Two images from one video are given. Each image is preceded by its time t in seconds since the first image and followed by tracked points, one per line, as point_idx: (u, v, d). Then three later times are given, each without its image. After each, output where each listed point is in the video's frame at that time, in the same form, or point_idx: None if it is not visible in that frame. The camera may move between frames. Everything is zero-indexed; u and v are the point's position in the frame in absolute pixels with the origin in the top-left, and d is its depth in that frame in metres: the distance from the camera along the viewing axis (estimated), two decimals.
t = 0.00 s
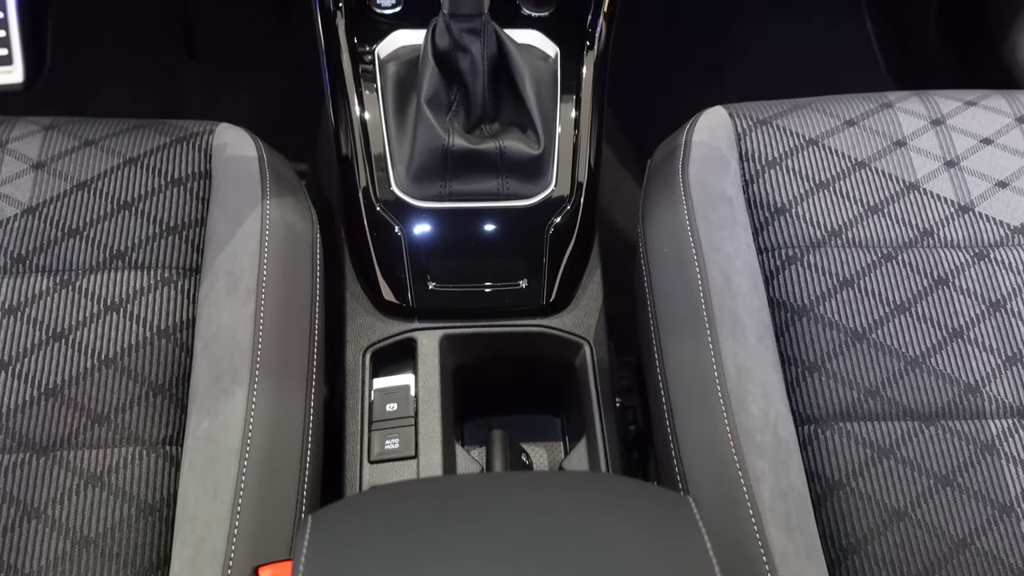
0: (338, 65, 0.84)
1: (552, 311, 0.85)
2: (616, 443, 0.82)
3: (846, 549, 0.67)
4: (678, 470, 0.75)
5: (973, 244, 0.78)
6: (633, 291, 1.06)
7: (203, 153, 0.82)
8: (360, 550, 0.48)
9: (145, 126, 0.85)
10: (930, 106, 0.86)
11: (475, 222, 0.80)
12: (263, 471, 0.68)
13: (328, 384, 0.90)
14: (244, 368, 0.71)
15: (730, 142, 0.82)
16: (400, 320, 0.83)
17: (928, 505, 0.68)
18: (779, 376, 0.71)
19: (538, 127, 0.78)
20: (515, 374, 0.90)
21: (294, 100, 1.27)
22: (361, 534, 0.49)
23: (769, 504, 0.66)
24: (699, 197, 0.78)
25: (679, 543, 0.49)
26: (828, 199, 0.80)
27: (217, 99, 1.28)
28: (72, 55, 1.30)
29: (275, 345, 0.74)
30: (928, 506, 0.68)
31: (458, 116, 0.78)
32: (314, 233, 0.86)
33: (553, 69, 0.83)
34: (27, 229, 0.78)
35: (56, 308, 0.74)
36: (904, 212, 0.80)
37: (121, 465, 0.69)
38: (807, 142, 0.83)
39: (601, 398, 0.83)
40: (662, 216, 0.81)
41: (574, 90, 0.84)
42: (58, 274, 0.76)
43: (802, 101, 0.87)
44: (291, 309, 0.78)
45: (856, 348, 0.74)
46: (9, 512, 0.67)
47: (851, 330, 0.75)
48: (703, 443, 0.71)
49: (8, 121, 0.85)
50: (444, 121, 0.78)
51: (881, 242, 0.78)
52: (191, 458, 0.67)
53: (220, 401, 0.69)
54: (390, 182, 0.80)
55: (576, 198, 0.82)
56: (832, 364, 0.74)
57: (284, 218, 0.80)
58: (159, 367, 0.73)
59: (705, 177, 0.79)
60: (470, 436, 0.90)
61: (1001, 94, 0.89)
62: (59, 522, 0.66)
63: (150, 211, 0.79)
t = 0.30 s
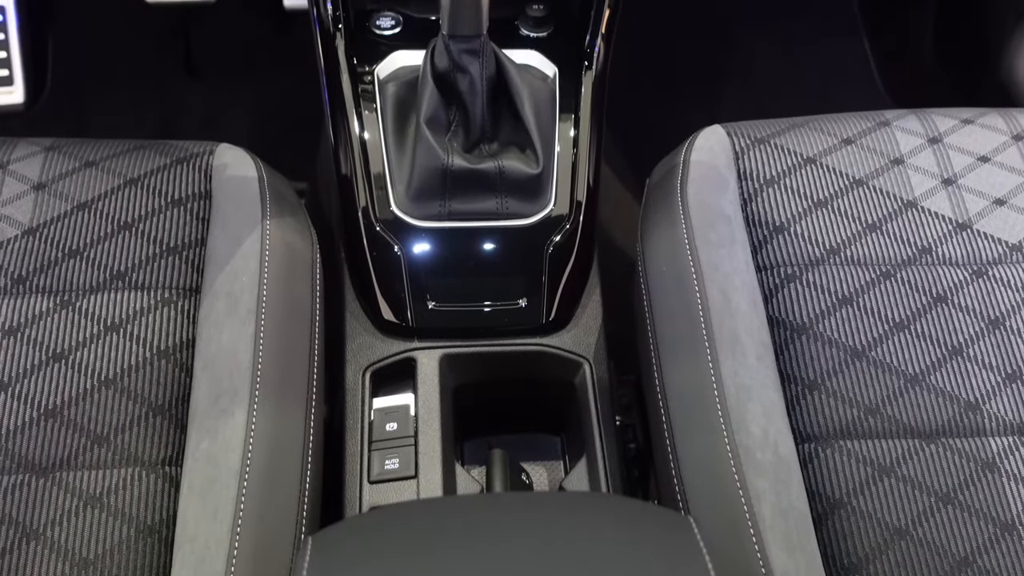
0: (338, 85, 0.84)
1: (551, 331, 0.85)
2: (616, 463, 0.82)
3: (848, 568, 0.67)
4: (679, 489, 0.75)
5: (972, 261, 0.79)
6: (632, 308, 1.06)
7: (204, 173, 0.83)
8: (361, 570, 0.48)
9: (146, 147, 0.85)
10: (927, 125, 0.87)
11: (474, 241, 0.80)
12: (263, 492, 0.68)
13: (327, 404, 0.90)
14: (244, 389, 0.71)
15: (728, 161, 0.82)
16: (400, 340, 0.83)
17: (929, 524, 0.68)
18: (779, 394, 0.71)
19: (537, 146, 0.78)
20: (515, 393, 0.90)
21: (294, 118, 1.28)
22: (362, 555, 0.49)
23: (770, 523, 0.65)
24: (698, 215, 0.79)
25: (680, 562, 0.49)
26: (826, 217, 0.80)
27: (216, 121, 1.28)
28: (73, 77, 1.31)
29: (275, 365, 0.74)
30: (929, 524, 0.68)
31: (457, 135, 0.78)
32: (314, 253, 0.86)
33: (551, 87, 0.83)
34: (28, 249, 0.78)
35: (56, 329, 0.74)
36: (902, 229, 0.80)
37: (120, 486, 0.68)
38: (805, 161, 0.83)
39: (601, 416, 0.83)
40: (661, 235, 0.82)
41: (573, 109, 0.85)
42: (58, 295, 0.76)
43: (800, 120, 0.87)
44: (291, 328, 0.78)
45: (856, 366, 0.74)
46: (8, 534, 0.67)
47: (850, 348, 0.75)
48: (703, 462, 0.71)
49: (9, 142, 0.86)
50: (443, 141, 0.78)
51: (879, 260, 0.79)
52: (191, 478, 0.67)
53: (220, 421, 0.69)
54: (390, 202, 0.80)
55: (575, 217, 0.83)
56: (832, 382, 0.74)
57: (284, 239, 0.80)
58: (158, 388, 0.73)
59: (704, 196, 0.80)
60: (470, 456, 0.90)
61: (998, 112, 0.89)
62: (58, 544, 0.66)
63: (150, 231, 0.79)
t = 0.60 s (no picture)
0: (338, 105, 0.85)
1: (551, 349, 0.85)
2: (617, 482, 0.82)
3: None
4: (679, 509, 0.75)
5: (971, 279, 0.79)
6: (631, 326, 1.06)
7: (204, 194, 0.83)
8: None
9: (146, 168, 0.85)
10: (925, 143, 0.87)
11: (473, 260, 0.80)
12: (263, 513, 0.68)
13: (327, 423, 0.89)
14: (244, 409, 0.71)
15: (726, 179, 0.83)
16: (400, 359, 0.83)
17: (930, 543, 0.68)
18: (779, 413, 0.71)
19: (536, 165, 0.79)
20: (515, 412, 0.89)
21: (294, 137, 1.28)
22: None
23: (770, 542, 0.65)
24: (697, 234, 0.79)
25: None
26: (825, 235, 0.80)
27: (216, 141, 1.29)
28: (73, 97, 1.31)
29: (275, 386, 0.74)
30: (931, 543, 0.68)
31: (457, 155, 0.79)
32: (314, 272, 0.86)
33: (551, 107, 0.84)
34: (29, 270, 0.78)
35: (56, 350, 0.74)
36: (901, 247, 0.80)
37: (119, 508, 0.68)
38: (804, 179, 0.83)
39: (601, 435, 0.83)
40: (659, 254, 0.82)
41: (571, 127, 0.85)
42: (58, 315, 0.76)
43: (798, 138, 0.88)
44: (291, 348, 0.78)
45: (856, 385, 0.74)
46: (6, 557, 0.66)
47: (850, 366, 0.75)
48: (703, 481, 0.71)
49: (10, 163, 0.86)
50: (443, 161, 0.78)
51: (878, 278, 0.79)
52: (190, 500, 0.67)
53: (220, 442, 0.69)
54: (390, 221, 0.81)
55: (574, 235, 0.83)
56: (832, 401, 0.74)
57: (284, 258, 0.81)
58: (159, 410, 0.73)
59: (702, 214, 0.80)
60: (470, 475, 0.90)
61: (995, 130, 0.89)
62: (58, 567, 0.66)
63: (150, 252, 0.79)
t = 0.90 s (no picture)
0: (338, 124, 0.85)
1: (551, 368, 0.85)
2: (618, 501, 0.82)
3: None
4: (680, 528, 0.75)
5: (970, 297, 0.79)
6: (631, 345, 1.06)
7: (205, 214, 0.83)
8: None
9: (147, 188, 0.86)
10: (922, 161, 0.87)
11: (473, 279, 0.80)
12: (263, 533, 0.68)
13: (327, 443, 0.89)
14: (243, 429, 0.71)
15: (725, 198, 0.83)
16: (400, 378, 0.83)
17: (932, 563, 0.68)
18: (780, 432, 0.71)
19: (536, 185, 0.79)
20: (515, 431, 0.89)
21: (294, 156, 1.29)
22: None
23: (771, 562, 0.65)
24: (696, 252, 0.79)
25: None
26: (824, 254, 0.81)
27: (217, 161, 1.29)
28: (74, 117, 1.32)
29: (275, 405, 0.74)
30: (932, 563, 0.67)
31: (456, 174, 0.78)
32: (314, 292, 0.86)
33: (550, 127, 0.84)
34: (30, 290, 0.78)
35: (56, 370, 0.74)
36: (899, 265, 0.80)
37: (118, 528, 0.68)
38: (802, 198, 0.84)
39: (601, 454, 0.83)
40: (658, 272, 0.82)
41: (570, 146, 0.86)
42: (59, 336, 0.76)
43: (796, 157, 0.88)
44: (291, 368, 0.78)
45: (856, 403, 0.74)
46: None
47: (849, 385, 0.75)
48: (703, 500, 0.71)
49: (11, 184, 0.86)
50: (443, 180, 0.78)
51: (878, 296, 0.79)
52: (190, 520, 0.67)
53: (219, 462, 0.69)
54: (390, 240, 0.81)
55: (574, 254, 0.83)
56: (832, 419, 0.73)
57: (284, 278, 0.81)
58: (159, 430, 0.73)
59: (701, 233, 0.80)
60: (471, 495, 0.90)
61: (992, 148, 0.90)
62: None
63: (151, 272, 0.79)
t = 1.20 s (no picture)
0: (338, 144, 0.86)
1: (551, 387, 0.85)
2: (618, 519, 0.81)
3: None
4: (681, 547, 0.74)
5: (969, 314, 0.79)
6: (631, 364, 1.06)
7: (204, 233, 0.83)
8: None
9: (147, 208, 0.86)
10: (921, 179, 0.88)
11: (473, 298, 0.80)
12: (262, 553, 0.68)
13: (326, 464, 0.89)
14: (243, 449, 0.71)
15: (724, 217, 0.83)
16: (399, 398, 0.83)
17: None
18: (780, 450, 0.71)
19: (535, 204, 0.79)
20: (515, 450, 0.89)
21: (295, 175, 1.29)
22: None
23: None
24: (695, 270, 0.80)
25: None
26: (823, 271, 0.81)
27: (217, 180, 1.29)
28: (74, 136, 1.32)
29: (275, 425, 0.74)
30: None
31: (456, 193, 0.79)
32: (314, 311, 0.86)
33: (549, 145, 0.85)
34: (30, 309, 0.78)
35: (56, 390, 0.74)
36: (899, 283, 0.80)
37: (117, 548, 0.68)
38: (800, 216, 0.84)
39: (601, 473, 0.83)
40: (658, 290, 0.82)
41: (569, 165, 0.86)
42: (59, 355, 0.76)
43: (794, 175, 0.88)
44: (291, 387, 0.78)
45: (856, 421, 0.74)
46: None
47: (850, 403, 0.75)
48: (704, 518, 0.71)
49: (12, 204, 0.86)
50: (443, 199, 0.78)
51: (877, 313, 0.79)
52: (189, 540, 0.67)
53: (219, 482, 0.69)
54: (389, 259, 0.81)
55: (573, 272, 0.83)
56: (833, 437, 0.73)
57: (283, 297, 0.81)
58: (159, 451, 0.72)
59: (700, 252, 0.81)
60: (470, 515, 0.89)
61: (989, 166, 0.90)
62: None
63: (151, 291, 0.79)
